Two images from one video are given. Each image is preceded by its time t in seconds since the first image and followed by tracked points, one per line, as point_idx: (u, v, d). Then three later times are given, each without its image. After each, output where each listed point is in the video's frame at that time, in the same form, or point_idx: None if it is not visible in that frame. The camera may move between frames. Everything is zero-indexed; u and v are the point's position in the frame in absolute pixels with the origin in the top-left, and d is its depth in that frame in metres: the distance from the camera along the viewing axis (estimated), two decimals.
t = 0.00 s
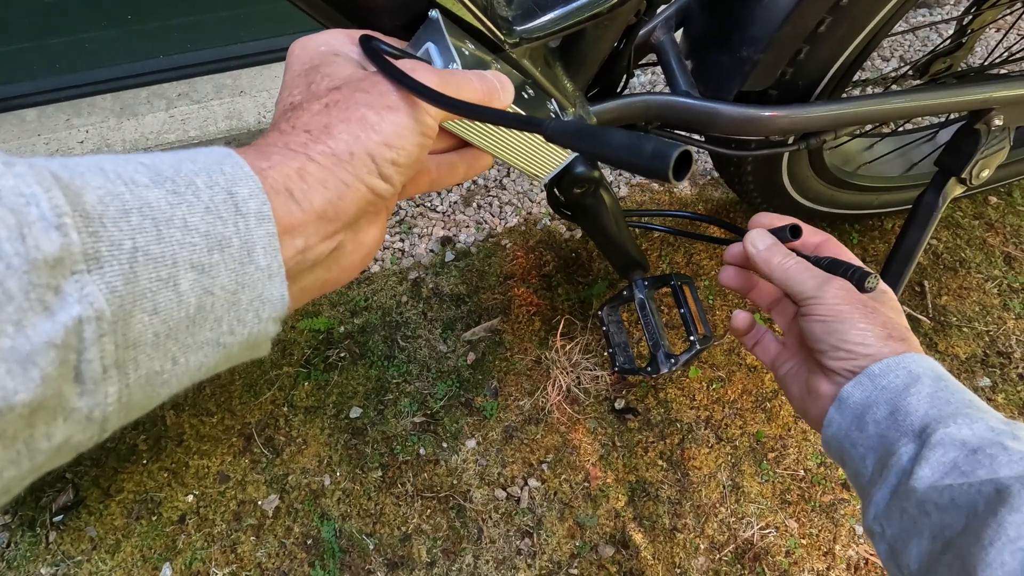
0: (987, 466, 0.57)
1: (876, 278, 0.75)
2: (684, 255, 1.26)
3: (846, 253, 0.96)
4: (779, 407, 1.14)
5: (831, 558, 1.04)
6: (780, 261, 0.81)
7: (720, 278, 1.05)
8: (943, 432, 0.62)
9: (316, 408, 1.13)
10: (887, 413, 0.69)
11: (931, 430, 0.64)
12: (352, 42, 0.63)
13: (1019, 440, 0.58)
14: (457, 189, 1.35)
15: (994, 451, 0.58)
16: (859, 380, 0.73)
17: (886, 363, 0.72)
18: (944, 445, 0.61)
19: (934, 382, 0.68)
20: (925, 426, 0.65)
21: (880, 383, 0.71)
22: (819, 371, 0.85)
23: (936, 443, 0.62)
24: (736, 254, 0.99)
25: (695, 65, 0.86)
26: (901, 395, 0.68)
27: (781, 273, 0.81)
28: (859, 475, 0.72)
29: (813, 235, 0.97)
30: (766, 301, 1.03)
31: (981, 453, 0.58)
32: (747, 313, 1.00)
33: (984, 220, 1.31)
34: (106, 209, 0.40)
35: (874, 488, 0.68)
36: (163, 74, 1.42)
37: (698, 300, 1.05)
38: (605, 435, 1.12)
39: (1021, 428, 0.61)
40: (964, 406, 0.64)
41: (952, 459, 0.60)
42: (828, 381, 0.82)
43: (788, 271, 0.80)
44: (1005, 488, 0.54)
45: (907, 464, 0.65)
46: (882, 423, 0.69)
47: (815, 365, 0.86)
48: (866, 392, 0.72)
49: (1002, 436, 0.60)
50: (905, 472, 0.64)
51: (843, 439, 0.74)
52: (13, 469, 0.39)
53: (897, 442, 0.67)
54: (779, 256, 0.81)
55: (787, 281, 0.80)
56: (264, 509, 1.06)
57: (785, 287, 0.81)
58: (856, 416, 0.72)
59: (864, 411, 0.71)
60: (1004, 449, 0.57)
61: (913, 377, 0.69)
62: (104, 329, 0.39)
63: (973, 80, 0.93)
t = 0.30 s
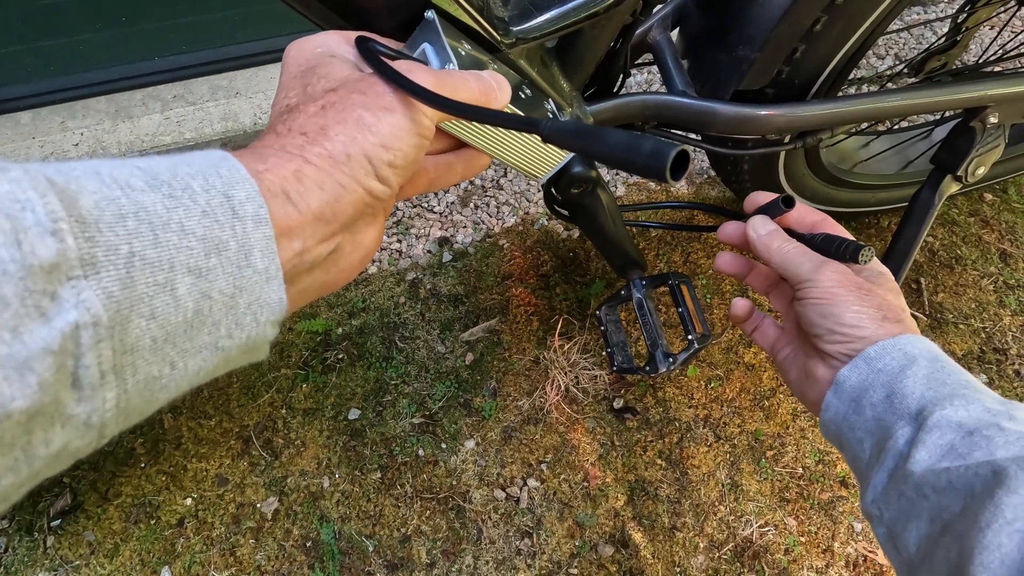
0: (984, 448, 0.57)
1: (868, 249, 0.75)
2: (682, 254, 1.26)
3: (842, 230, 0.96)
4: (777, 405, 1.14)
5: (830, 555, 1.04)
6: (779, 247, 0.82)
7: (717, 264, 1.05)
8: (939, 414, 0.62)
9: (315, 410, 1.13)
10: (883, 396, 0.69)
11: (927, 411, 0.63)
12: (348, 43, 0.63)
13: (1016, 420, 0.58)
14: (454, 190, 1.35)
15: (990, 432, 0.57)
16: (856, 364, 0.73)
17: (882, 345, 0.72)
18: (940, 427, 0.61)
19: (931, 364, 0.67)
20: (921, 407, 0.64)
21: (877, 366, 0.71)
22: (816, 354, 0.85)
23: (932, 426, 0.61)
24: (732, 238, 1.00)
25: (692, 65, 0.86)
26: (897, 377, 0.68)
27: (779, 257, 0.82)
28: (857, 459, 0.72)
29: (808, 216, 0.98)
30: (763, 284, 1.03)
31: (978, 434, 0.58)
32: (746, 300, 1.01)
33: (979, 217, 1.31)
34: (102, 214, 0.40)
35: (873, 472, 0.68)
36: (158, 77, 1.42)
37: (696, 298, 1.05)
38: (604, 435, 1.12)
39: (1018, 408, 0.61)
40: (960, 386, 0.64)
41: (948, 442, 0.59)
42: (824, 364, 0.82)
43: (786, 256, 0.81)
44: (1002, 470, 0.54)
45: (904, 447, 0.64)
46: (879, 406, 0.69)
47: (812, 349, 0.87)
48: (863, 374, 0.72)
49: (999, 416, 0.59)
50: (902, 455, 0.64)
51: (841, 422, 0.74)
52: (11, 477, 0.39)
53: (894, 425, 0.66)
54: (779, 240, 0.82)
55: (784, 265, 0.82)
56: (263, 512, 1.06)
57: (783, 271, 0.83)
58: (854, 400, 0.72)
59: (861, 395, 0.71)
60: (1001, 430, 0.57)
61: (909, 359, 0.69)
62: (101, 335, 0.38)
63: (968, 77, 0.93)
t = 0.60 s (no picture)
0: (978, 451, 0.57)
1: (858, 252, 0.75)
2: (679, 254, 1.26)
3: (834, 231, 0.96)
4: (774, 405, 1.14)
5: (828, 554, 1.04)
6: (772, 250, 0.82)
7: (711, 268, 1.05)
8: (933, 418, 0.62)
9: (312, 412, 1.12)
10: (878, 399, 0.69)
11: (921, 414, 0.63)
12: (341, 47, 0.63)
13: (1010, 423, 0.58)
14: (451, 191, 1.35)
15: (985, 435, 0.57)
16: (851, 366, 0.73)
17: (877, 347, 0.72)
18: (935, 430, 0.61)
19: (926, 366, 0.67)
20: (916, 410, 0.64)
21: (872, 369, 0.71)
22: (811, 357, 0.85)
23: (927, 429, 0.61)
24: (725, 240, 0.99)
25: (688, 66, 0.86)
26: (892, 380, 0.68)
27: (773, 260, 0.82)
28: (854, 461, 0.72)
29: (800, 217, 0.97)
30: (756, 286, 1.03)
31: (972, 437, 0.58)
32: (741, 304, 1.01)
33: (975, 216, 1.31)
34: (92, 223, 0.40)
35: (868, 474, 0.68)
36: (153, 79, 1.42)
37: (692, 300, 1.05)
38: (602, 436, 1.12)
39: (1013, 410, 0.61)
40: (955, 388, 0.64)
41: (943, 445, 0.59)
42: (820, 368, 0.82)
43: (779, 259, 0.81)
44: (997, 473, 0.53)
45: (899, 450, 0.64)
46: (874, 408, 0.69)
47: (807, 351, 0.87)
48: (857, 377, 0.72)
49: (994, 419, 0.59)
50: (898, 458, 0.64)
51: (837, 425, 0.74)
52: (2, 489, 0.39)
53: (889, 427, 0.66)
54: (771, 244, 0.82)
55: (778, 268, 0.82)
56: (261, 515, 1.06)
57: (776, 274, 0.83)
58: (849, 402, 0.72)
59: (857, 397, 0.71)
60: (995, 433, 0.57)
61: (903, 361, 0.69)
62: (92, 345, 0.38)
63: (963, 77, 0.93)
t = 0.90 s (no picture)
0: (979, 445, 0.57)
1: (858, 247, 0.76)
2: (678, 252, 1.26)
3: (834, 227, 0.96)
4: (774, 402, 1.14)
5: (827, 551, 1.04)
6: (772, 245, 0.82)
7: (709, 264, 1.05)
8: (934, 412, 0.61)
9: (311, 412, 1.12)
10: (878, 394, 0.68)
11: (922, 409, 0.63)
12: (338, 44, 0.63)
13: (1010, 416, 0.58)
14: (449, 190, 1.34)
15: (985, 429, 0.57)
16: (851, 361, 0.72)
17: (876, 342, 0.71)
18: (935, 425, 0.60)
19: (925, 360, 0.67)
20: (916, 404, 0.64)
21: (872, 364, 0.71)
22: (811, 353, 0.85)
23: (927, 424, 0.61)
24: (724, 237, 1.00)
25: (686, 63, 0.86)
26: (892, 374, 0.68)
27: (773, 255, 0.82)
28: (854, 456, 0.71)
29: (798, 212, 0.97)
30: (755, 283, 1.03)
31: (972, 431, 0.58)
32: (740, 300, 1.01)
33: (973, 213, 1.31)
34: (88, 220, 0.39)
35: (869, 469, 0.68)
36: (150, 79, 1.41)
37: (691, 297, 1.05)
38: (602, 434, 1.11)
39: (1013, 403, 0.61)
40: (955, 382, 0.63)
41: (943, 439, 0.59)
42: (820, 363, 0.82)
43: (779, 254, 0.81)
44: (998, 468, 0.54)
45: (900, 445, 0.64)
46: (874, 404, 0.69)
47: (807, 347, 0.87)
48: (857, 372, 0.71)
49: (993, 413, 0.59)
50: (898, 453, 0.64)
51: (838, 420, 0.73)
52: None
53: (889, 422, 0.66)
54: (771, 238, 0.82)
55: (778, 262, 0.82)
56: (260, 516, 1.05)
57: (776, 270, 0.83)
58: (849, 397, 0.72)
59: (857, 393, 0.71)
60: (995, 427, 0.57)
61: (903, 355, 0.69)
62: (90, 343, 0.38)
63: (961, 74, 0.93)
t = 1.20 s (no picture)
0: (975, 443, 0.56)
1: (866, 253, 0.76)
2: (677, 251, 1.26)
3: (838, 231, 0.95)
4: (774, 401, 1.14)
5: (828, 550, 1.04)
6: (772, 246, 0.82)
7: (714, 267, 1.05)
8: (930, 411, 0.61)
9: (310, 413, 1.12)
10: (875, 394, 0.68)
11: (918, 408, 0.63)
12: (337, 41, 0.62)
13: (1005, 414, 0.58)
14: (448, 190, 1.34)
15: (981, 427, 0.57)
16: (848, 361, 0.72)
17: (872, 342, 0.71)
18: (931, 423, 0.60)
19: (921, 360, 0.67)
20: (912, 403, 0.64)
21: (868, 363, 0.70)
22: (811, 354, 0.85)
23: (924, 422, 0.61)
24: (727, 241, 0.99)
25: (686, 61, 0.86)
26: (888, 374, 0.68)
27: (772, 257, 0.82)
28: (852, 456, 0.71)
29: (802, 215, 0.97)
30: (761, 285, 1.03)
31: (968, 430, 0.58)
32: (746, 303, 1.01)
33: (972, 211, 1.31)
34: (86, 216, 0.39)
35: (866, 468, 0.67)
36: (148, 79, 1.41)
37: (691, 297, 1.05)
38: (602, 434, 1.11)
39: (1009, 401, 0.61)
40: (951, 380, 0.63)
41: (940, 438, 0.59)
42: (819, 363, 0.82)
43: (778, 255, 0.81)
44: (993, 465, 0.54)
45: (897, 444, 0.64)
46: (871, 403, 0.68)
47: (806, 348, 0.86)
48: (854, 372, 0.71)
49: (989, 411, 0.59)
50: (896, 452, 0.63)
51: (835, 420, 0.73)
52: None
53: (886, 422, 0.66)
54: (771, 240, 0.82)
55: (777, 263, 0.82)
56: (259, 516, 1.05)
57: (775, 271, 0.83)
58: (846, 397, 0.71)
59: (853, 393, 0.70)
60: (991, 425, 0.57)
61: (899, 354, 0.68)
62: (88, 340, 0.38)
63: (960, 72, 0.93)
